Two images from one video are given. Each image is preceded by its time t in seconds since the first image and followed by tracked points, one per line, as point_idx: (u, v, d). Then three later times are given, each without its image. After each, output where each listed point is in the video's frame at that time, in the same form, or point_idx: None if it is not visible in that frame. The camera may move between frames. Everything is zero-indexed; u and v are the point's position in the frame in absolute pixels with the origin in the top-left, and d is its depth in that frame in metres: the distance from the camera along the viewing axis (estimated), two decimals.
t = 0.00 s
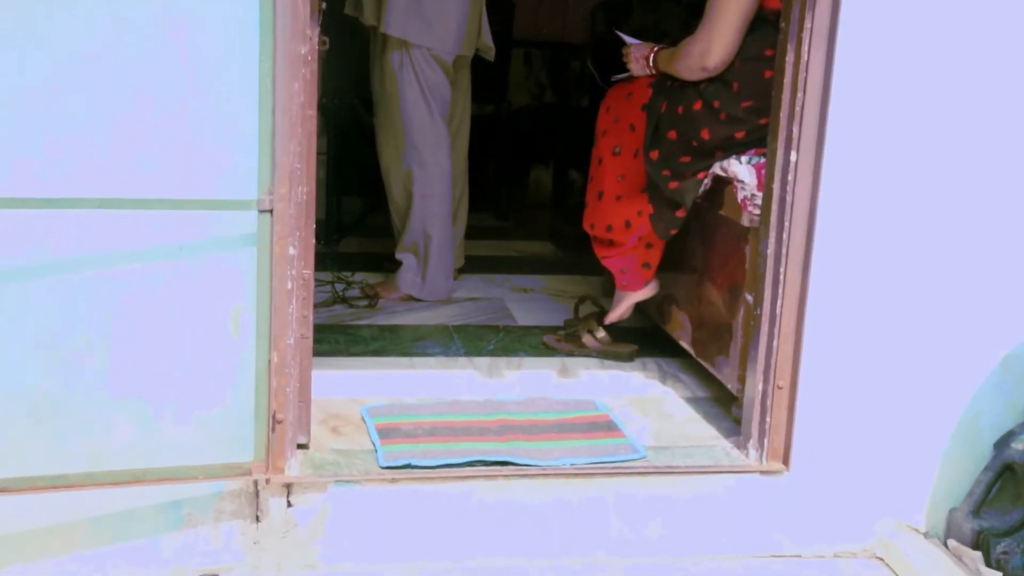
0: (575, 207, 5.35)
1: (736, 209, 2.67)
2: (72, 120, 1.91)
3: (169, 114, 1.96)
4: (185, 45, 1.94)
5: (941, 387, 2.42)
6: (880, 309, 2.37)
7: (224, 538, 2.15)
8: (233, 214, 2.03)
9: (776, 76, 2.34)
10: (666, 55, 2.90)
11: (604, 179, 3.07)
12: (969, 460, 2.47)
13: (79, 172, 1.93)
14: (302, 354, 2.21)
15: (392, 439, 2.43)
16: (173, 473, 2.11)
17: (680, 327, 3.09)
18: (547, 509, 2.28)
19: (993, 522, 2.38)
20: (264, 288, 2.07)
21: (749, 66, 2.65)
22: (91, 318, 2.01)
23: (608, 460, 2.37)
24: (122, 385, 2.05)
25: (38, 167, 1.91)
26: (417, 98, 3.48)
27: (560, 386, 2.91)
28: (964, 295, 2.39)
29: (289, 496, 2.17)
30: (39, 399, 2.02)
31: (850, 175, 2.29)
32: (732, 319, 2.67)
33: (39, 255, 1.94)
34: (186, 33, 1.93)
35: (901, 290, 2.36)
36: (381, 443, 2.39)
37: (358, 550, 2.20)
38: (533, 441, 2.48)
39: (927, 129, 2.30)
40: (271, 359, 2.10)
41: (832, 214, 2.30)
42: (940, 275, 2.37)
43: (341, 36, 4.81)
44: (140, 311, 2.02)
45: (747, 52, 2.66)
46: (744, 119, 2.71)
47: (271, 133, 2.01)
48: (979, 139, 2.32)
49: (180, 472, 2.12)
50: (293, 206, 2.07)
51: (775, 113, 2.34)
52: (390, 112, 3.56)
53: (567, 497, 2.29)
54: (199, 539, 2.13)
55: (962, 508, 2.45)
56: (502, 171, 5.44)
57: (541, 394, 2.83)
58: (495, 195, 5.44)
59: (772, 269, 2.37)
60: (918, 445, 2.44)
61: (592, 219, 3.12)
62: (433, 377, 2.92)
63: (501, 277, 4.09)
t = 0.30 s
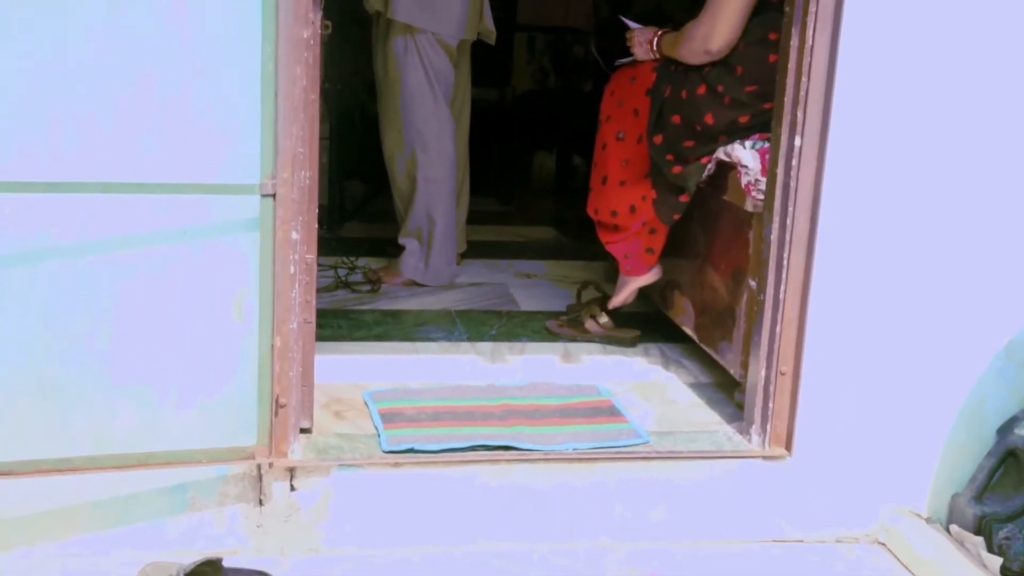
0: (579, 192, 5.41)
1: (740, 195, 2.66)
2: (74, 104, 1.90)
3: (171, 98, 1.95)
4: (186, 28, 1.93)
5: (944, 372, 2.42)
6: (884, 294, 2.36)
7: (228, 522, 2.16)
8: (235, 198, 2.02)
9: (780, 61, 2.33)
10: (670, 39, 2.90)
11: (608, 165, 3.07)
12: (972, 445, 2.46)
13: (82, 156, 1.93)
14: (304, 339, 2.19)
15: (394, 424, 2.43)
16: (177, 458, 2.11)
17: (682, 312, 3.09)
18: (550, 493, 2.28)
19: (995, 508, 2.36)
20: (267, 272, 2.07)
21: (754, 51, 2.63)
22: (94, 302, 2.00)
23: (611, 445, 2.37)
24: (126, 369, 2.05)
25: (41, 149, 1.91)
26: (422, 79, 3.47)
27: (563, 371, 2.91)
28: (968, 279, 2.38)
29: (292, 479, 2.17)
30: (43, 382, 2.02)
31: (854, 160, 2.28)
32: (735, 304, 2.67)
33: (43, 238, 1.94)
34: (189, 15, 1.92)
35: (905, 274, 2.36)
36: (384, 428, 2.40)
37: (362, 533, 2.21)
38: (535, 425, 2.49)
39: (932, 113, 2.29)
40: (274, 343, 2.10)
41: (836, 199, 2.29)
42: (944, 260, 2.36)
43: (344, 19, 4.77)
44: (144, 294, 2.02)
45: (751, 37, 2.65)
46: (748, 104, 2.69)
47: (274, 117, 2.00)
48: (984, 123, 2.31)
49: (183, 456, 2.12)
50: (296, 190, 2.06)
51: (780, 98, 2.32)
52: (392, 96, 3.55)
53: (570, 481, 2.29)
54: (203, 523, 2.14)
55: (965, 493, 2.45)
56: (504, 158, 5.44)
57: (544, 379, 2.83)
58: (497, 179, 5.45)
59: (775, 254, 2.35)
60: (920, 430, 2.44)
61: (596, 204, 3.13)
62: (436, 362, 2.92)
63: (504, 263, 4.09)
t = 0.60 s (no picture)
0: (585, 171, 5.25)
1: (745, 175, 2.64)
2: (76, 82, 1.90)
3: (175, 76, 1.94)
4: (189, 5, 1.92)
5: (949, 353, 2.41)
6: (889, 274, 2.35)
7: (233, 501, 2.17)
8: (239, 177, 2.02)
9: (787, 40, 2.31)
10: (676, 18, 2.86)
11: (614, 145, 3.06)
12: (977, 427, 2.46)
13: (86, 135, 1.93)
14: (309, 319, 2.18)
15: (399, 404, 2.44)
16: (181, 437, 2.11)
17: (687, 293, 3.08)
18: (555, 473, 2.29)
19: (999, 488, 2.39)
20: (271, 252, 2.07)
21: (760, 30, 2.62)
22: (99, 281, 2.00)
23: (614, 425, 2.37)
24: (130, 348, 2.05)
25: (44, 128, 1.90)
26: (422, 59, 3.47)
27: (568, 352, 2.91)
28: (974, 260, 2.37)
29: (297, 459, 2.17)
30: (47, 361, 2.02)
31: (860, 140, 2.27)
32: (740, 285, 2.66)
33: (47, 217, 1.94)
34: None
35: (911, 255, 2.35)
36: (389, 408, 2.40)
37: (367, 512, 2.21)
38: (540, 406, 2.49)
39: (939, 93, 2.27)
40: (279, 322, 2.10)
41: (842, 179, 2.28)
42: (950, 240, 2.35)
43: None
44: (147, 274, 2.02)
45: (757, 16, 2.63)
46: (754, 84, 2.70)
47: (279, 96, 1.99)
48: (992, 103, 2.30)
49: (187, 435, 2.11)
50: (301, 169, 2.05)
51: (785, 77, 2.30)
52: (393, 76, 3.54)
53: (575, 461, 2.29)
54: (208, 501, 2.15)
55: (969, 474, 2.46)
56: (512, 137, 5.46)
57: (548, 360, 2.83)
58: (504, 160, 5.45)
59: (780, 234, 2.34)
60: (924, 411, 2.44)
61: (600, 185, 3.10)
62: (440, 342, 2.92)
63: (509, 243, 4.08)
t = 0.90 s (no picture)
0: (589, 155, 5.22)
1: (749, 159, 2.65)
2: (79, 67, 1.89)
3: (177, 61, 1.94)
4: None
5: (952, 338, 2.41)
6: (893, 259, 2.35)
7: (237, 485, 2.18)
8: (242, 162, 2.01)
9: (791, 24, 2.29)
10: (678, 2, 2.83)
11: (618, 129, 3.06)
12: (980, 411, 2.46)
13: (89, 120, 1.92)
14: (313, 304, 2.18)
15: (402, 388, 2.44)
16: (185, 421, 2.12)
17: (691, 278, 3.08)
18: (558, 457, 2.29)
19: (1002, 472, 2.40)
20: (274, 237, 2.07)
21: (763, 15, 2.60)
22: (102, 266, 2.00)
23: (618, 410, 2.37)
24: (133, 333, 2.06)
25: (46, 113, 1.90)
26: (426, 43, 3.45)
27: (571, 337, 2.91)
28: (979, 245, 2.37)
29: (300, 444, 2.18)
30: (51, 346, 2.02)
31: (864, 124, 2.26)
32: (743, 269, 2.66)
33: (51, 202, 1.94)
34: None
35: (915, 239, 2.34)
36: (392, 392, 2.40)
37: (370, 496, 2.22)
38: (543, 390, 2.49)
39: (944, 76, 2.26)
40: (282, 307, 2.10)
41: (846, 163, 2.27)
42: (954, 225, 2.35)
43: None
44: (150, 260, 2.02)
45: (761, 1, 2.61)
46: (758, 68, 2.67)
47: (281, 81, 1.99)
48: (997, 86, 2.28)
49: (190, 420, 2.12)
50: (304, 154, 2.05)
51: (789, 60, 2.29)
52: (397, 60, 3.53)
53: (578, 446, 2.30)
54: (212, 486, 2.16)
55: (972, 458, 2.45)
56: (513, 115, 5.47)
57: (552, 344, 2.83)
58: (506, 145, 5.45)
59: (783, 219, 2.33)
60: (928, 394, 2.44)
61: (603, 169, 3.10)
62: (443, 327, 2.92)
63: (512, 228, 4.07)
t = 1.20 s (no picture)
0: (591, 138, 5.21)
1: (751, 141, 2.64)
2: (80, 48, 1.89)
3: (179, 42, 1.93)
4: None
5: (954, 320, 2.41)
6: (896, 241, 2.34)
7: (240, 467, 2.18)
8: (244, 144, 2.01)
9: (795, 5, 2.28)
10: None
11: (620, 111, 3.06)
12: (982, 392, 2.46)
13: (90, 101, 1.92)
14: (315, 286, 2.18)
15: (405, 370, 2.44)
16: (188, 403, 2.12)
17: (693, 260, 3.08)
18: (560, 439, 2.29)
19: (1003, 454, 2.39)
20: (276, 219, 2.06)
21: None
22: (105, 248, 2.00)
23: (620, 392, 2.37)
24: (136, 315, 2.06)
25: (47, 94, 1.89)
26: (427, 27, 3.43)
27: (574, 319, 2.91)
28: (982, 226, 2.36)
29: (303, 426, 2.18)
30: (54, 328, 2.03)
31: (868, 105, 2.25)
32: (746, 252, 2.66)
33: (53, 184, 1.94)
34: None
35: (917, 221, 2.34)
36: (394, 374, 2.41)
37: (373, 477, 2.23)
38: (545, 372, 2.49)
39: (949, 56, 2.25)
40: (284, 289, 2.10)
41: (849, 145, 2.26)
42: (957, 206, 2.34)
43: None
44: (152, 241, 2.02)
45: None
46: (761, 49, 2.62)
47: (282, 62, 1.98)
48: (1001, 67, 2.27)
49: (193, 402, 2.12)
50: (305, 135, 2.04)
51: (792, 42, 2.28)
52: (398, 43, 3.52)
53: (580, 428, 2.30)
54: (215, 467, 2.17)
55: (973, 439, 2.45)
56: (514, 100, 5.42)
57: (554, 327, 2.83)
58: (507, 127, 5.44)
59: (786, 201, 2.33)
60: (930, 376, 2.44)
61: (606, 152, 3.10)
62: (445, 310, 2.92)
63: (514, 210, 4.07)
